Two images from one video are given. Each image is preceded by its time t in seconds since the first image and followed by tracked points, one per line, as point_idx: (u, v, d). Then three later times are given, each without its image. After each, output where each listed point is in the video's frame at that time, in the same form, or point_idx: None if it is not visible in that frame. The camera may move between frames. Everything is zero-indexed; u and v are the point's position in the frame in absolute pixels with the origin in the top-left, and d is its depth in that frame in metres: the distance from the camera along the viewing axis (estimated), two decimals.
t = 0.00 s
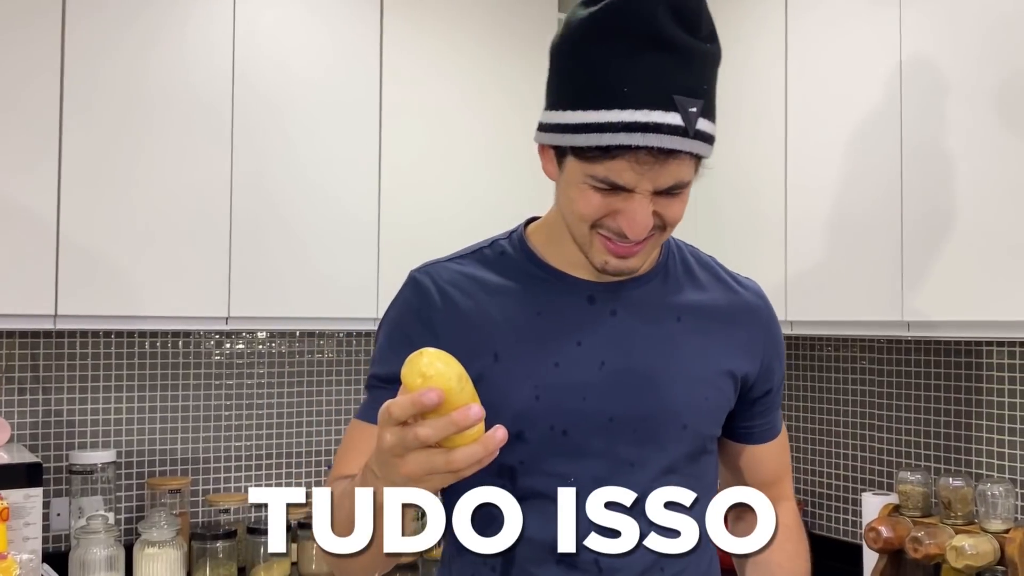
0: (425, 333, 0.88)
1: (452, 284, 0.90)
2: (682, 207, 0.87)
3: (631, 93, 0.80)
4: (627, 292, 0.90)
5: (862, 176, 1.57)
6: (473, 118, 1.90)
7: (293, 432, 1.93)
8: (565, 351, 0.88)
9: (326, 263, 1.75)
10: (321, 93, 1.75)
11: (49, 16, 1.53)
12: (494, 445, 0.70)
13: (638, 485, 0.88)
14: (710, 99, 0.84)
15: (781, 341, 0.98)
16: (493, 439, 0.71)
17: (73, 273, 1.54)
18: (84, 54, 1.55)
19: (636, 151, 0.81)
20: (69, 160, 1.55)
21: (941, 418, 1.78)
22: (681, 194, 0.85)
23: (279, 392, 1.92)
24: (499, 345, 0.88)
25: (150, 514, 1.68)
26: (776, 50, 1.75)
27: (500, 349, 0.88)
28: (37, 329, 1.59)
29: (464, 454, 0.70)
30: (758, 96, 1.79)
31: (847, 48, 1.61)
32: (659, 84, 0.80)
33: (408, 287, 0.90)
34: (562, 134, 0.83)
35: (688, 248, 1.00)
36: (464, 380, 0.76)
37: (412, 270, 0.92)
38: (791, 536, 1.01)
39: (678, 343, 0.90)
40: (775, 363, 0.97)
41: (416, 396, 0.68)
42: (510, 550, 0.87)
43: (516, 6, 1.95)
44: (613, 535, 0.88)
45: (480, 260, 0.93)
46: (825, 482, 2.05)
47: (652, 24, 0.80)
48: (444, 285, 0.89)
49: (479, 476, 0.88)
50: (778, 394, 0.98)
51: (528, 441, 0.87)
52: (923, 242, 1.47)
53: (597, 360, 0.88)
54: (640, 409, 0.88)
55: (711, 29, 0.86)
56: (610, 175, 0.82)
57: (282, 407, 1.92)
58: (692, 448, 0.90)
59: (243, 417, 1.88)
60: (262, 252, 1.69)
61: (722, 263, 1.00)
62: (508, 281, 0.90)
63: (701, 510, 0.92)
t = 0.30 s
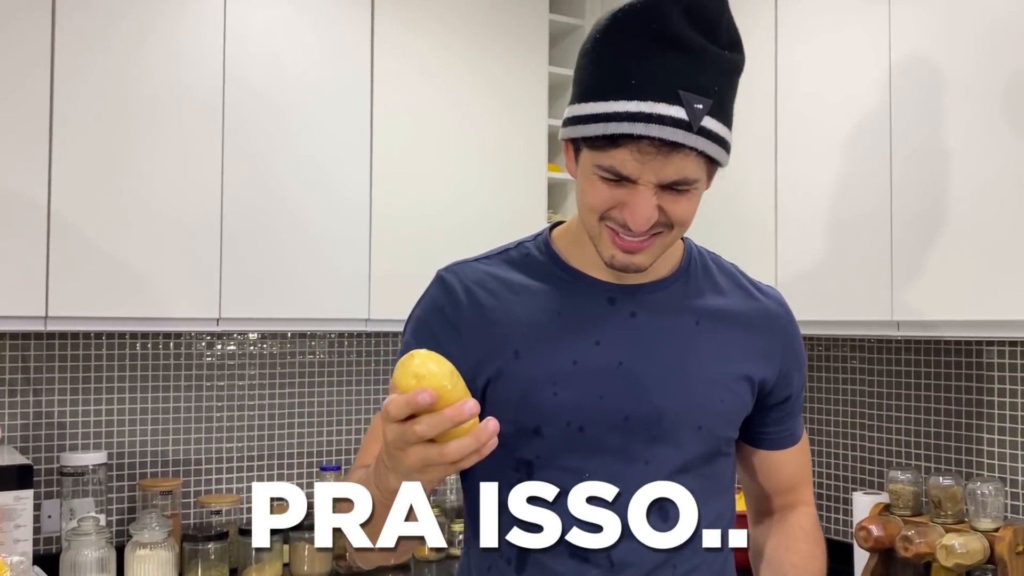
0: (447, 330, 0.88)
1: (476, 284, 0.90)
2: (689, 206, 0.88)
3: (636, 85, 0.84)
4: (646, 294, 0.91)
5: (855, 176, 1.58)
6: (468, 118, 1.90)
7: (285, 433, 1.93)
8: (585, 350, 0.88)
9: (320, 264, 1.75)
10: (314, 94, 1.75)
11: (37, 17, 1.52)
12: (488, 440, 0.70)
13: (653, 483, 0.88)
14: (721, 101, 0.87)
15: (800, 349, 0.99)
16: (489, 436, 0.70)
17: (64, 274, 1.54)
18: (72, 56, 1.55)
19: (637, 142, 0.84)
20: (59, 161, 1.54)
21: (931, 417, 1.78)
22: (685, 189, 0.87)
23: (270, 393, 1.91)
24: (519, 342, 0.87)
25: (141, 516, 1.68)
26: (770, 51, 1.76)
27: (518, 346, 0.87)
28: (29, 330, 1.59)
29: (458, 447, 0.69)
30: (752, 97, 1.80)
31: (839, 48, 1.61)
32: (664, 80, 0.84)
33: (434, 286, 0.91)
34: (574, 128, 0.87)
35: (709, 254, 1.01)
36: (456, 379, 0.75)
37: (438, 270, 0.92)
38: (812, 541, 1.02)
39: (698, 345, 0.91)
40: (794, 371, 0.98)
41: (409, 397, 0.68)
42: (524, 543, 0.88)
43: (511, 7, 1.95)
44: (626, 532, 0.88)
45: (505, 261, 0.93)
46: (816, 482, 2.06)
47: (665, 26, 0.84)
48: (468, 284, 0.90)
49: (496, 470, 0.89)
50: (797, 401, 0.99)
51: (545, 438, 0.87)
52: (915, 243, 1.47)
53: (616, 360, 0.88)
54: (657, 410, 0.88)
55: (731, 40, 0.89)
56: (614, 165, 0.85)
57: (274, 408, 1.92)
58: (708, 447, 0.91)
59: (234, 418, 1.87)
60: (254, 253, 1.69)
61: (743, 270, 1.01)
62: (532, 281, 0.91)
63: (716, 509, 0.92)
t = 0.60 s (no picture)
0: (465, 329, 0.89)
1: (496, 284, 0.90)
2: (684, 195, 0.88)
3: (624, 74, 0.86)
4: (661, 294, 0.91)
5: (847, 175, 1.58)
6: (462, 118, 1.91)
7: (275, 434, 1.93)
8: (601, 350, 0.88)
9: (314, 265, 1.76)
10: (307, 94, 1.75)
11: (24, 16, 1.52)
12: (482, 434, 0.70)
13: (668, 481, 0.88)
14: (714, 89, 0.88)
15: (820, 350, 0.99)
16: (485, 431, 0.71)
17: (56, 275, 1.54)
18: (59, 55, 1.55)
19: (622, 128, 0.85)
20: (50, 161, 1.54)
21: (921, 416, 1.79)
22: (678, 177, 0.87)
23: (260, 392, 1.91)
24: (536, 342, 0.88)
25: (133, 517, 1.68)
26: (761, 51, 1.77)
27: (536, 346, 0.88)
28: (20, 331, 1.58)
29: (451, 443, 0.69)
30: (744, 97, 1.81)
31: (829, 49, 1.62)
32: (652, 66, 0.86)
33: (454, 287, 0.91)
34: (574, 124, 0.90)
35: (729, 256, 1.01)
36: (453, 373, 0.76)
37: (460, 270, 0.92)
38: (830, 540, 1.02)
39: (714, 346, 0.90)
40: (812, 373, 0.98)
41: (402, 395, 0.69)
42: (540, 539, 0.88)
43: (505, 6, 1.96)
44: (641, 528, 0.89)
45: (525, 263, 0.94)
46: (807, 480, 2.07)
47: (657, 16, 0.86)
48: (488, 284, 0.90)
49: (512, 465, 0.90)
50: (814, 403, 0.99)
51: (561, 436, 0.88)
52: (907, 243, 1.48)
53: (632, 359, 0.88)
54: (672, 409, 0.88)
55: (730, 35, 0.91)
56: (603, 154, 0.87)
57: (267, 408, 1.92)
58: (723, 447, 0.91)
59: (225, 418, 1.87)
60: (246, 253, 1.69)
61: (763, 272, 1.00)
62: (551, 282, 0.91)
63: (731, 507, 0.92)
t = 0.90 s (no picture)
0: (482, 322, 1.12)
1: (507, 286, 1.13)
2: (651, 204, 1.08)
3: (596, 108, 1.08)
4: (641, 293, 1.11)
5: (781, 195, 1.92)
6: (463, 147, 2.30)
7: (306, 409, 2.29)
8: (593, 340, 1.09)
9: (339, 268, 2.09)
10: (334, 126, 2.10)
11: (97, 60, 1.82)
12: (482, 405, 0.90)
13: (646, 448, 1.09)
14: (669, 116, 1.08)
15: (775, 338, 1.20)
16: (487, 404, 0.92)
17: (124, 277, 1.83)
18: (125, 93, 1.84)
19: (594, 150, 1.07)
20: (119, 181, 1.84)
21: (844, 393, 2.17)
22: (643, 189, 1.07)
23: (293, 375, 2.27)
24: (539, 332, 1.09)
25: (190, 478, 2.02)
26: (711, 92, 2.14)
27: (539, 335, 1.09)
28: (92, 324, 1.88)
29: (456, 412, 0.90)
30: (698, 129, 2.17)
31: (767, 91, 1.96)
32: (615, 100, 1.07)
33: (474, 288, 1.15)
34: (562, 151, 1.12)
35: (703, 261, 1.22)
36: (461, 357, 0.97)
37: (478, 274, 1.16)
38: (785, 493, 1.23)
39: (686, 336, 1.11)
40: (769, 357, 1.18)
41: (417, 371, 0.91)
42: (544, 492, 1.10)
43: (494, 56, 2.36)
44: (627, 486, 1.09)
45: (533, 268, 1.16)
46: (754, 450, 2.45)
47: (620, 62, 1.08)
48: (500, 286, 1.13)
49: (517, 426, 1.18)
50: (772, 382, 1.20)
51: (560, 409, 1.09)
52: (832, 251, 1.79)
53: (618, 348, 1.09)
54: (651, 388, 1.09)
55: (685, 74, 1.12)
56: (582, 173, 1.08)
57: (297, 388, 2.28)
58: (693, 420, 1.11)
59: (263, 397, 2.22)
60: (282, 258, 2.02)
61: (730, 274, 1.21)
62: (552, 284, 1.13)
63: (703, 469, 1.14)
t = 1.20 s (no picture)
0: (486, 318, 1.12)
1: (512, 283, 1.14)
2: (649, 193, 1.07)
3: (590, 99, 1.08)
4: (645, 289, 1.12)
5: (774, 194, 1.92)
6: (456, 146, 2.30)
7: (298, 408, 2.29)
8: (597, 335, 1.09)
9: (331, 267, 2.09)
10: (326, 124, 2.09)
11: (87, 58, 1.81)
12: (472, 395, 0.88)
13: (651, 445, 1.07)
14: (662, 106, 1.08)
15: (783, 334, 1.19)
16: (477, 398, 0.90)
17: (114, 276, 1.82)
18: (116, 91, 1.83)
19: (588, 142, 1.07)
20: (109, 179, 1.83)
21: (837, 391, 2.18)
22: (639, 178, 1.07)
23: (285, 374, 2.27)
24: (543, 328, 1.09)
25: (181, 478, 2.00)
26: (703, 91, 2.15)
27: (543, 331, 1.09)
28: (81, 323, 1.87)
29: (446, 402, 0.88)
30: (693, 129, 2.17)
31: (758, 90, 1.97)
32: (607, 91, 1.07)
33: (478, 286, 1.16)
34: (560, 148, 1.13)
35: (708, 259, 1.22)
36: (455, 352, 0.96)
37: (482, 271, 1.17)
38: (796, 489, 1.22)
39: (691, 331, 1.11)
40: (776, 354, 1.18)
41: (412, 356, 0.89)
42: (547, 490, 1.10)
43: (486, 54, 2.36)
44: (631, 485, 1.07)
45: (538, 265, 1.17)
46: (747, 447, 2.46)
47: (613, 56, 1.09)
48: (504, 282, 1.14)
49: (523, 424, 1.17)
50: (780, 379, 1.19)
51: (564, 405, 1.09)
52: (826, 249, 1.79)
53: (623, 343, 1.09)
54: (656, 384, 1.08)
55: (679, 67, 1.12)
56: (578, 166, 1.09)
57: (289, 388, 2.27)
58: (700, 417, 1.10)
59: (255, 396, 2.22)
60: (272, 257, 2.01)
61: (736, 271, 1.21)
62: (557, 281, 1.14)
63: (708, 468, 1.12)
